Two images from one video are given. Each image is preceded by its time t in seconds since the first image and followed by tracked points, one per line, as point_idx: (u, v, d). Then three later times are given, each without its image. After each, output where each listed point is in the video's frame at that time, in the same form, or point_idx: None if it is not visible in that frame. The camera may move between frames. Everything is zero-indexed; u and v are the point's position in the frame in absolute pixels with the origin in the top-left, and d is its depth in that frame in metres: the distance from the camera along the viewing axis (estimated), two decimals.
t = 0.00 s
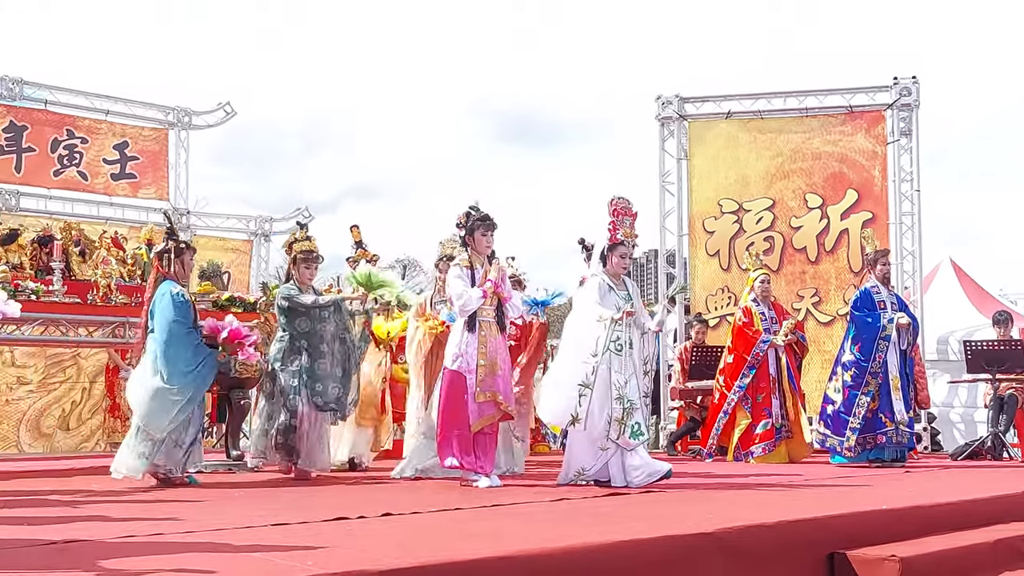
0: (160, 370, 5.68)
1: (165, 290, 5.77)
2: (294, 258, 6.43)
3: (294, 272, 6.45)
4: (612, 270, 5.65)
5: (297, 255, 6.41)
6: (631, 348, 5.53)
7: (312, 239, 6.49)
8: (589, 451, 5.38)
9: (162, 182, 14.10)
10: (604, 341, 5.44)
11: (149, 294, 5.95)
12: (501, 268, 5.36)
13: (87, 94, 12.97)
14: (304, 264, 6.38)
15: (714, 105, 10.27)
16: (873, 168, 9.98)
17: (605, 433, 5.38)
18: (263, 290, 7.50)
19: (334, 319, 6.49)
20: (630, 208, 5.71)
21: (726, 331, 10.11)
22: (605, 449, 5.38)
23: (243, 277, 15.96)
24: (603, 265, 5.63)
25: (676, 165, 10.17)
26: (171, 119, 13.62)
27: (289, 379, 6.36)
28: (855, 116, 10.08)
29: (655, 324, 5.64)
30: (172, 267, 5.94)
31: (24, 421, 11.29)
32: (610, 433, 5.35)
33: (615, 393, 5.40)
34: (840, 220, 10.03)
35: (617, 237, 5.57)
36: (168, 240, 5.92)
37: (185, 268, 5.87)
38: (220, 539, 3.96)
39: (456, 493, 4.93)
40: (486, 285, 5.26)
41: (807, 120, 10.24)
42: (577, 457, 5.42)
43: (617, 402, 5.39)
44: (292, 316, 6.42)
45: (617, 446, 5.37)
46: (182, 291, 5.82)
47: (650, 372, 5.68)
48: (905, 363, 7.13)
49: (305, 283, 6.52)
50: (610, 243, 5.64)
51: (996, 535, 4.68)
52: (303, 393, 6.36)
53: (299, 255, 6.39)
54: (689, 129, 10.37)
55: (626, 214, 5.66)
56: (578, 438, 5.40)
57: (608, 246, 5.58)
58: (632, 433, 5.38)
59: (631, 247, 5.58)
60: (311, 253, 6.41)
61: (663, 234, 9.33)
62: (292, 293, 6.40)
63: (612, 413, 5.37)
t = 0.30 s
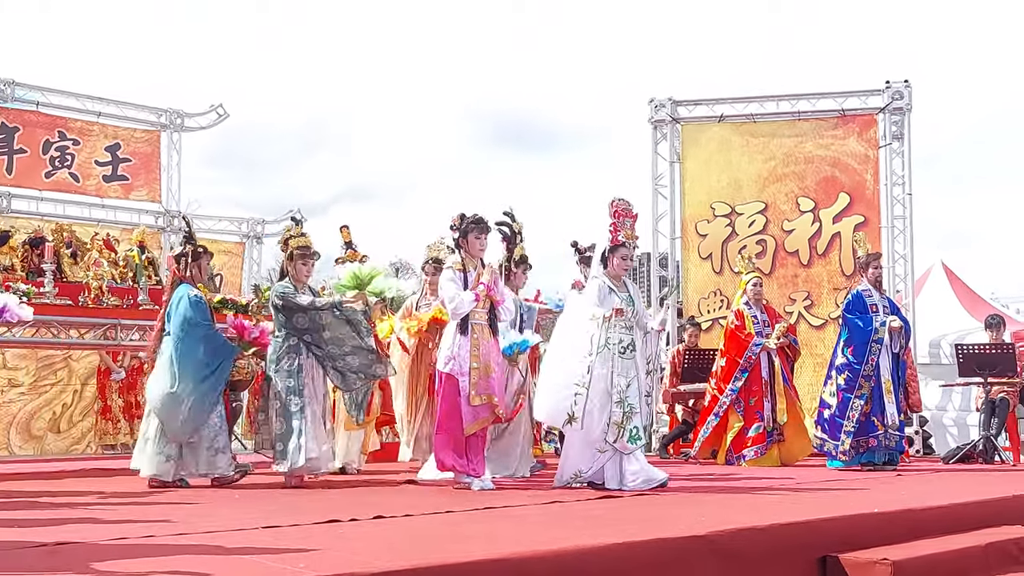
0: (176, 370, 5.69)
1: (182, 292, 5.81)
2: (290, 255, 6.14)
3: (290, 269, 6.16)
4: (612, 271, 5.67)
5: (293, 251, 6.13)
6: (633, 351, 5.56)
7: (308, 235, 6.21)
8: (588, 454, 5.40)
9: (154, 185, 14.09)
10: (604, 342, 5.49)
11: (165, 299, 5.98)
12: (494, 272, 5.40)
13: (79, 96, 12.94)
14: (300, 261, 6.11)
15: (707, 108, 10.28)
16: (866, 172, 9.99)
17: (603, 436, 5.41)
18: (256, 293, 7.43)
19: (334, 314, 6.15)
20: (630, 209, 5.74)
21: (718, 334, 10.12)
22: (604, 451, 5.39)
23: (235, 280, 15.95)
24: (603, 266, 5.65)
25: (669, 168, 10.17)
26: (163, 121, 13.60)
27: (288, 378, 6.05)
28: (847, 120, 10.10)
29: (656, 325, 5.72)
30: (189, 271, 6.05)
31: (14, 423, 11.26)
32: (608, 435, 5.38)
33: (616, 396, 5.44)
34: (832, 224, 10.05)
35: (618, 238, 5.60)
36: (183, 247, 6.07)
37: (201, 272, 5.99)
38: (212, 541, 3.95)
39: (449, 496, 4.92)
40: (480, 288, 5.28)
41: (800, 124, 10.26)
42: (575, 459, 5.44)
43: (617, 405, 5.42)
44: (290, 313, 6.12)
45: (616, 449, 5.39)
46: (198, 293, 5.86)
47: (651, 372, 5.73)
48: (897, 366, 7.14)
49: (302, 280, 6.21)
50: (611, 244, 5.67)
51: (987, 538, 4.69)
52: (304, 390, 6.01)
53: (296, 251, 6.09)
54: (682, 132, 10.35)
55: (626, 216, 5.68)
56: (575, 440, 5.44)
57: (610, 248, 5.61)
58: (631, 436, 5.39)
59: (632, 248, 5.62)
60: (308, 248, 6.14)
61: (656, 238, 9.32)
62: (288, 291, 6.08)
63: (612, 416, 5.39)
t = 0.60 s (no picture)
0: (214, 367, 5.72)
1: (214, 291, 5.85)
2: (292, 251, 5.64)
3: (290, 267, 5.65)
4: (615, 272, 5.73)
5: (294, 248, 5.63)
6: (639, 352, 5.60)
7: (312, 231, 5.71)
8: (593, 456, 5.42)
9: (145, 187, 14.08)
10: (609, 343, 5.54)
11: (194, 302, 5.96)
12: (486, 274, 5.40)
13: (70, 98, 12.92)
14: (302, 259, 5.61)
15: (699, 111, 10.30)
16: (857, 175, 10.00)
17: (608, 438, 5.42)
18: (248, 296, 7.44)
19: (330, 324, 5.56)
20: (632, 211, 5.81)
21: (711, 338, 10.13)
22: (609, 454, 5.41)
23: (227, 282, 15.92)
24: (607, 267, 5.71)
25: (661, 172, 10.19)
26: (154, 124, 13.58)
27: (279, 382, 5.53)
28: (839, 124, 10.10)
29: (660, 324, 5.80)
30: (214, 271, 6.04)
31: (4, 426, 11.23)
32: (613, 438, 5.41)
33: (622, 399, 5.46)
34: (824, 227, 10.07)
35: (621, 239, 5.67)
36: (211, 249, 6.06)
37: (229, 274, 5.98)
38: (203, 544, 3.94)
39: (440, 499, 4.92)
40: (471, 292, 5.29)
41: (792, 127, 10.27)
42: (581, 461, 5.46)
43: (623, 407, 5.45)
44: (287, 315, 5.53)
45: (620, 452, 5.42)
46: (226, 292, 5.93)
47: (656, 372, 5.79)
48: (888, 369, 7.17)
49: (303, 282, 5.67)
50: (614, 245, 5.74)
51: (979, 541, 4.69)
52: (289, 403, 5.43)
53: (298, 248, 5.59)
54: (674, 135, 10.37)
55: (629, 216, 5.77)
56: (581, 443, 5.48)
57: (614, 248, 5.68)
58: (634, 439, 5.43)
59: (635, 249, 5.69)
60: (312, 246, 5.64)
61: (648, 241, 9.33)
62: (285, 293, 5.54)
63: (617, 419, 5.41)
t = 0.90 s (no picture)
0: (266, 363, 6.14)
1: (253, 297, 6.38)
2: (300, 244, 5.52)
3: (297, 260, 5.55)
4: (622, 274, 5.75)
5: (302, 242, 5.50)
6: (645, 355, 5.66)
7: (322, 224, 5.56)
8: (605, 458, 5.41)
9: (142, 189, 14.08)
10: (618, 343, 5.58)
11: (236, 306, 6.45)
12: (484, 276, 5.42)
13: (67, 100, 12.90)
14: (310, 253, 5.50)
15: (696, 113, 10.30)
16: (855, 177, 10.00)
17: (621, 441, 5.45)
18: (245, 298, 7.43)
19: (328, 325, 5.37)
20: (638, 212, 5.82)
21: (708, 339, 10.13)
22: (620, 456, 5.43)
23: (223, 284, 15.90)
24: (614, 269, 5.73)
25: (658, 173, 10.19)
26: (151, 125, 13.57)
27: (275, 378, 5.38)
28: (836, 125, 10.10)
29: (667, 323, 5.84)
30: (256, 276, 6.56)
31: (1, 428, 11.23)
32: (625, 440, 5.46)
33: (634, 401, 5.52)
34: (821, 229, 10.07)
35: (628, 240, 5.69)
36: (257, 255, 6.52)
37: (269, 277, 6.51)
38: (201, 546, 3.94)
39: (438, 501, 4.91)
40: (469, 293, 5.29)
41: (789, 129, 10.26)
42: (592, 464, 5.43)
43: (635, 410, 5.51)
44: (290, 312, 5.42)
45: (630, 454, 5.47)
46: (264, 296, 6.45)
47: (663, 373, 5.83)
48: (886, 371, 7.18)
49: (309, 276, 5.56)
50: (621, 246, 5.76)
51: (976, 543, 4.69)
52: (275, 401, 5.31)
53: (305, 242, 5.47)
54: (671, 137, 10.37)
55: (635, 217, 5.78)
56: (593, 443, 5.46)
57: (621, 250, 5.70)
58: (643, 441, 5.51)
59: (642, 251, 5.71)
60: (320, 240, 5.50)
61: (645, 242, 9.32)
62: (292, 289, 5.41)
63: (631, 420, 5.47)
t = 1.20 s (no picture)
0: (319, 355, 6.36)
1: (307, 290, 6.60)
2: (302, 239, 5.12)
3: (299, 255, 5.12)
4: (616, 274, 5.75)
5: (304, 236, 5.10)
6: (638, 355, 5.68)
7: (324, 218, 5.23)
8: (616, 459, 5.37)
9: (129, 188, 14.05)
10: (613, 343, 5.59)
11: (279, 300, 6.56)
12: (470, 277, 5.36)
13: (53, 99, 12.86)
14: (312, 248, 5.08)
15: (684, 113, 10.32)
16: (841, 178, 10.02)
17: (630, 440, 5.44)
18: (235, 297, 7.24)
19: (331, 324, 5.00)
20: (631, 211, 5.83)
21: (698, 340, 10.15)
22: (631, 456, 5.41)
23: (211, 283, 15.88)
24: (608, 269, 5.74)
25: (646, 173, 10.20)
26: (138, 124, 13.55)
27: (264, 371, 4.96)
28: (823, 126, 10.12)
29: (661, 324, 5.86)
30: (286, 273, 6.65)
31: None
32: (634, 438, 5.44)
33: (636, 400, 5.53)
34: (809, 229, 10.08)
35: (623, 240, 5.70)
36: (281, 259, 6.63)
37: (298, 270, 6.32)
38: (187, 547, 3.93)
39: (424, 501, 4.91)
40: (454, 293, 5.28)
41: (776, 130, 10.28)
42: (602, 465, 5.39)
43: (638, 408, 5.53)
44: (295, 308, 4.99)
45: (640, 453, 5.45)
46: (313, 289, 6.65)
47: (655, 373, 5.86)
48: (874, 371, 7.19)
49: (314, 272, 5.13)
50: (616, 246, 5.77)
51: (963, 543, 4.71)
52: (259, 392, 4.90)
53: (309, 235, 5.07)
54: (659, 137, 10.39)
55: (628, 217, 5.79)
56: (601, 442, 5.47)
57: (616, 250, 5.71)
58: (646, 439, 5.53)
59: (637, 251, 5.72)
60: (325, 234, 5.13)
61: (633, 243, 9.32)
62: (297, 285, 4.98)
63: (638, 418, 5.48)
